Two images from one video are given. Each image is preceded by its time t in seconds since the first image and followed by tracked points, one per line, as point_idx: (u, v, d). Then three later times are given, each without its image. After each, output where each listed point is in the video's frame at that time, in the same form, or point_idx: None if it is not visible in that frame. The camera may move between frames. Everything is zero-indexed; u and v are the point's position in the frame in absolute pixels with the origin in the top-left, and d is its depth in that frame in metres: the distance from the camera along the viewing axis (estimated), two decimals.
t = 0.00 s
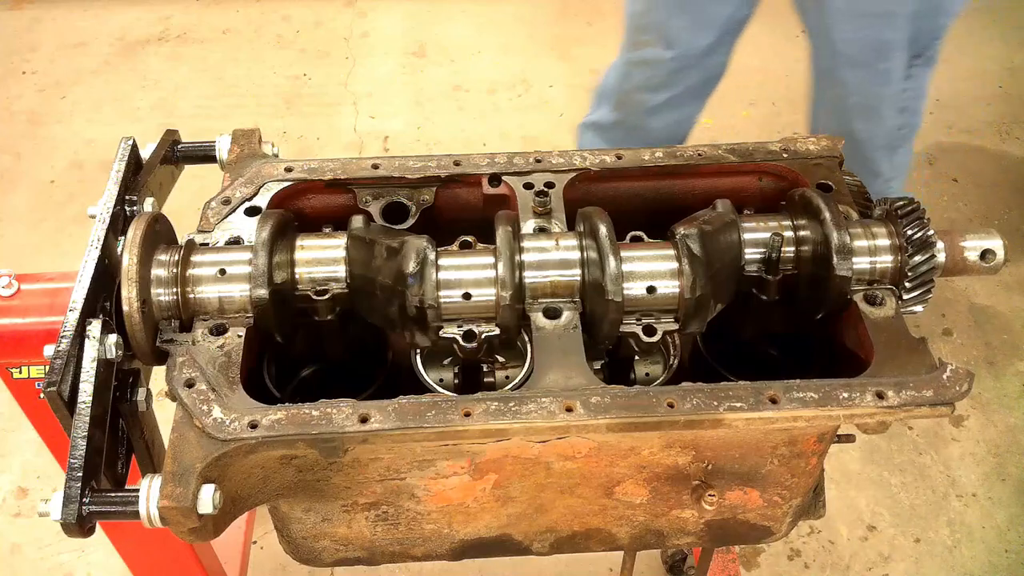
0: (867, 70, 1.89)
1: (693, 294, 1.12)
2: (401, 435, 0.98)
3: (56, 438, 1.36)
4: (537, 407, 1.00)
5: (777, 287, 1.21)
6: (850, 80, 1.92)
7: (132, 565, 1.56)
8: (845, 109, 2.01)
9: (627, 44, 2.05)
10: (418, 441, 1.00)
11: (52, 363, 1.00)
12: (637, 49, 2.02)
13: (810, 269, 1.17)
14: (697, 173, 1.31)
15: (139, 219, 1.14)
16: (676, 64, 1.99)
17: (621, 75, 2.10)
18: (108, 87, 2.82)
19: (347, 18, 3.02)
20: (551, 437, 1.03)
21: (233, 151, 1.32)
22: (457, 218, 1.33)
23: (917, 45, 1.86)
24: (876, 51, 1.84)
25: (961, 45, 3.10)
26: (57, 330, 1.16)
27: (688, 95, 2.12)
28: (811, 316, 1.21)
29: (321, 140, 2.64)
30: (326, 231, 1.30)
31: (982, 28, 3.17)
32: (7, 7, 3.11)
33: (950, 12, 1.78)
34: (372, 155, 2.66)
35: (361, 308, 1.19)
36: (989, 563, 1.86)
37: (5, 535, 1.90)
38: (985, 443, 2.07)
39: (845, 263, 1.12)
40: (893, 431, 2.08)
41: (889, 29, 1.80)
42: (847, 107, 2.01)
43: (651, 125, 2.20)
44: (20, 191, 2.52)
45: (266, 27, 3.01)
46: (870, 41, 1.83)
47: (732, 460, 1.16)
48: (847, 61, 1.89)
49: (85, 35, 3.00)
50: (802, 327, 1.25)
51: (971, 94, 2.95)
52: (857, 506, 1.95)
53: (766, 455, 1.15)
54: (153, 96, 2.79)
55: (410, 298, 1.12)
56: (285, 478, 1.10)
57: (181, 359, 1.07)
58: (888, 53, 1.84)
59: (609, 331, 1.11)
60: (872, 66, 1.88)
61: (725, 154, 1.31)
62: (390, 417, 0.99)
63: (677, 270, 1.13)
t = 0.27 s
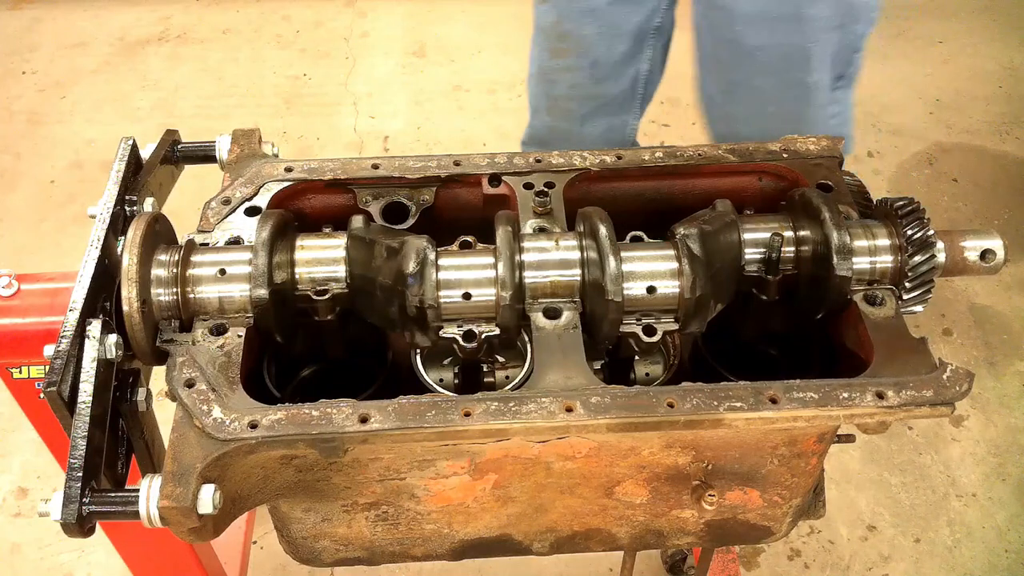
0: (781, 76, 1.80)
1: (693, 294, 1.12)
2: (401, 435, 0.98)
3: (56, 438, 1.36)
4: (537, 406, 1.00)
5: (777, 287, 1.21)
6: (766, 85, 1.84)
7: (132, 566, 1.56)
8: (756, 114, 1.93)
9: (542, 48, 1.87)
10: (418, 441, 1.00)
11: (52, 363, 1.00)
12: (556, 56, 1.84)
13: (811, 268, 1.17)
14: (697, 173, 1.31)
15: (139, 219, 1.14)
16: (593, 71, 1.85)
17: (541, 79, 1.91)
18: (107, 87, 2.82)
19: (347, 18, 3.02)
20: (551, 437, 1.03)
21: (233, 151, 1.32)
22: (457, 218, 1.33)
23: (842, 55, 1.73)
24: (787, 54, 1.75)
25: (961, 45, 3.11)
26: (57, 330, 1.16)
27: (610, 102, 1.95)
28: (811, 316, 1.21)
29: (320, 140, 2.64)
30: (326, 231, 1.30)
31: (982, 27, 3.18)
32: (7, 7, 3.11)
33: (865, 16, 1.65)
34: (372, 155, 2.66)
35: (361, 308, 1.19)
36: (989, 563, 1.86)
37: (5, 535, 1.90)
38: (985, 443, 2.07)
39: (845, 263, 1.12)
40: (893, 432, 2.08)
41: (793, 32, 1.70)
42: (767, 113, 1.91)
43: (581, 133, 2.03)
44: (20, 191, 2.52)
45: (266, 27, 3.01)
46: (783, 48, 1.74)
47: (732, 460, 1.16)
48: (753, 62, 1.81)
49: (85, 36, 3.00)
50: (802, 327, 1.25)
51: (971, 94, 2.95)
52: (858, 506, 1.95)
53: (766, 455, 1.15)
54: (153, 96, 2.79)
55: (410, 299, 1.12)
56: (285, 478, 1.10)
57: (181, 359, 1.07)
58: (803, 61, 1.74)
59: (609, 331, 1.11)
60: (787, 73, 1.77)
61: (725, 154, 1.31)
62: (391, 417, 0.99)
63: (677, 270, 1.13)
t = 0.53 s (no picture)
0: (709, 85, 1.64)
1: (692, 294, 1.12)
2: (401, 435, 0.98)
3: (57, 438, 1.36)
4: (537, 406, 1.00)
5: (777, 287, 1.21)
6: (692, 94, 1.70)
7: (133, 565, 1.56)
8: (664, 120, 1.76)
9: (505, 56, 1.66)
10: (418, 441, 1.00)
11: (52, 363, 1.00)
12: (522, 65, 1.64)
13: (810, 268, 1.17)
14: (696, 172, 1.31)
15: (139, 219, 1.14)
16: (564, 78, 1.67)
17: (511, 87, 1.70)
18: (107, 87, 2.83)
19: (347, 18, 3.02)
20: (551, 437, 1.03)
21: (233, 151, 1.32)
22: (457, 218, 1.33)
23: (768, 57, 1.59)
24: (701, 69, 1.58)
25: (961, 44, 3.11)
26: (57, 330, 1.16)
27: (583, 109, 1.79)
28: (811, 316, 1.21)
29: (320, 140, 2.64)
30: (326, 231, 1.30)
31: (982, 27, 3.18)
32: (6, 7, 3.11)
33: (793, 29, 1.47)
34: (371, 155, 2.66)
35: (361, 308, 1.19)
36: (988, 563, 1.86)
37: (5, 535, 1.90)
38: (985, 444, 2.07)
39: (844, 263, 1.12)
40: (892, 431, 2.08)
41: (720, 44, 1.52)
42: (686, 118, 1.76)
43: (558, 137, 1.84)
44: (20, 191, 2.52)
45: (266, 27, 3.01)
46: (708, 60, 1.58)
47: (732, 460, 1.16)
48: (682, 66, 1.60)
49: (85, 36, 3.00)
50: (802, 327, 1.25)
51: (971, 94, 2.95)
52: (857, 506, 1.95)
53: (766, 455, 1.15)
54: (153, 96, 2.79)
55: (410, 299, 1.12)
56: (285, 478, 1.10)
57: (181, 359, 1.07)
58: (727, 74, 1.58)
59: (609, 331, 1.11)
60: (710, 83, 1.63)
61: (725, 154, 1.31)
62: (391, 417, 0.99)
63: (676, 270, 1.13)
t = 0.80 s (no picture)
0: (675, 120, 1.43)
1: (693, 294, 1.11)
2: (401, 435, 0.98)
3: (57, 438, 1.36)
4: (537, 407, 1.00)
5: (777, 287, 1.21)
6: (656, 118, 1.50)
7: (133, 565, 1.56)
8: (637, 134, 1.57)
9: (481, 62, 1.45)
10: (418, 440, 1.00)
11: (52, 363, 1.00)
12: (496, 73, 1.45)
13: (810, 268, 1.17)
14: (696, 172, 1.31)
15: (139, 219, 1.14)
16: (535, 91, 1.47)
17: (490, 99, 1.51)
18: (107, 86, 2.83)
19: (347, 18, 3.02)
20: (551, 436, 1.03)
21: (233, 151, 1.32)
22: (457, 218, 1.33)
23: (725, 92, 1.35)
24: (658, 105, 1.27)
25: (961, 44, 3.11)
26: (57, 330, 1.16)
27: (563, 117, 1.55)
28: (811, 316, 1.21)
29: (320, 141, 2.64)
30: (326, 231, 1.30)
31: (982, 27, 3.19)
32: (6, 7, 3.11)
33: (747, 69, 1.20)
34: (372, 155, 2.66)
35: (361, 308, 1.19)
36: (988, 563, 1.86)
37: (6, 535, 1.90)
38: (985, 444, 2.07)
39: (844, 263, 1.12)
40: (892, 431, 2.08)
41: (682, 82, 1.20)
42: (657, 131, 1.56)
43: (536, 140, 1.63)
44: (20, 191, 2.52)
45: (266, 27, 3.01)
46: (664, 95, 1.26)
47: (732, 460, 1.16)
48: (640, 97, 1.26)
49: (85, 36, 3.00)
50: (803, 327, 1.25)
51: (971, 94, 2.95)
52: (857, 506, 1.95)
53: (766, 455, 1.15)
54: (153, 95, 2.79)
55: (410, 299, 1.12)
56: (285, 478, 1.10)
57: (181, 359, 1.07)
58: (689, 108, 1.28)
59: (609, 331, 1.11)
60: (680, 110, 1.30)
61: (725, 154, 1.31)
62: (391, 417, 0.99)
63: (676, 270, 1.13)
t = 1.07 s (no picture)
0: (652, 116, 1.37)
1: (693, 295, 1.12)
2: (401, 435, 0.98)
3: (56, 438, 1.36)
4: (537, 407, 1.00)
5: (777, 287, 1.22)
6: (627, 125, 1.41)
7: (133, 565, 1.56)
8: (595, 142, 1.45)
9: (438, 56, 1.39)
10: (418, 441, 1.00)
11: (52, 363, 1.00)
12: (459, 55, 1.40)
13: (810, 268, 1.18)
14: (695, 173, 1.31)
15: (139, 219, 1.14)
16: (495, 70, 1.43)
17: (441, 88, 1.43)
18: (107, 86, 2.83)
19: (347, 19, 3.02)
20: (551, 437, 1.03)
21: (233, 151, 1.32)
22: (457, 218, 1.33)
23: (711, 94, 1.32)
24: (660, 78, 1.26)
25: (961, 44, 3.12)
26: (57, 330, 1.16)
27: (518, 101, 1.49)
28: (811, 316, 1.21)
29: (320, 141, 2.64)
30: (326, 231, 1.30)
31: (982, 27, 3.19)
32: (6, 7, 3.11)
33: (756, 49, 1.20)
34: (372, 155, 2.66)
35: (361, 308, 1.19)
36: (988, 564, 1.86)
37: (6, 535, 1.90)
38: (985, 444, 2.07)
39: (844, 263, 1.13)
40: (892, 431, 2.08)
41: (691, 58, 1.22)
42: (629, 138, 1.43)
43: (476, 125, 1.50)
44: (20, 191, 2.52)
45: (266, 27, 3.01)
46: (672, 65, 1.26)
47: (732, 460, 1.16)
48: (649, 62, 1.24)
49: (85, 36, 3.00)
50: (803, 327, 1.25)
51: (971, 94, 2.95)
52: (857, 506, 1.95)
53: (766, 455, 1.15)
54: (153, 95, 2.79)
55: (410, 299, 1.12)
56: (285, 478, 1.10)
57: (181, 359, 1.07)
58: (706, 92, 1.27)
59: (609, 331, 1.11)
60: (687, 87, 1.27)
61: (725, 154, 1.31)
62: (391, 417, 0.99)
63: (677, 270, 1.13)
